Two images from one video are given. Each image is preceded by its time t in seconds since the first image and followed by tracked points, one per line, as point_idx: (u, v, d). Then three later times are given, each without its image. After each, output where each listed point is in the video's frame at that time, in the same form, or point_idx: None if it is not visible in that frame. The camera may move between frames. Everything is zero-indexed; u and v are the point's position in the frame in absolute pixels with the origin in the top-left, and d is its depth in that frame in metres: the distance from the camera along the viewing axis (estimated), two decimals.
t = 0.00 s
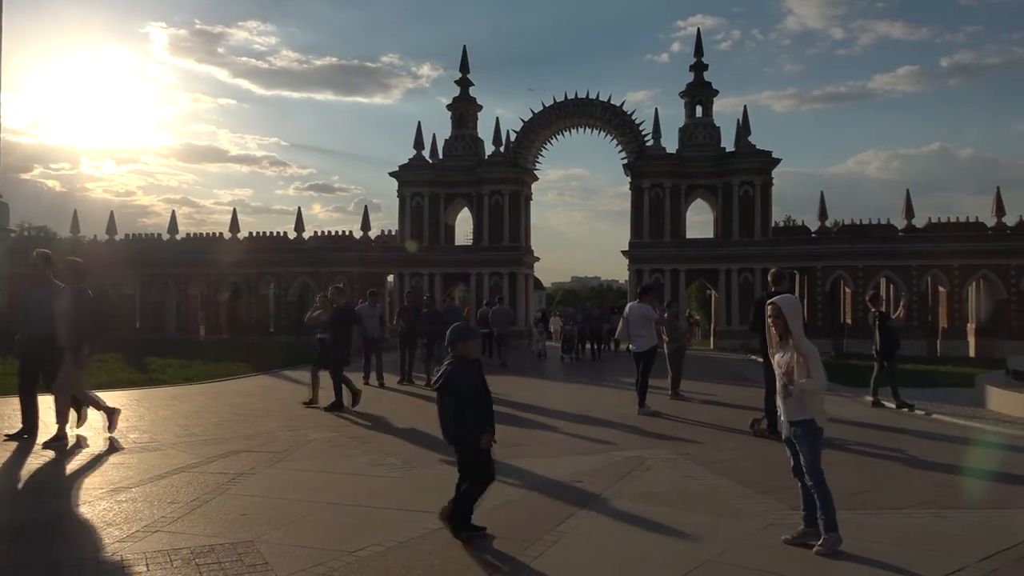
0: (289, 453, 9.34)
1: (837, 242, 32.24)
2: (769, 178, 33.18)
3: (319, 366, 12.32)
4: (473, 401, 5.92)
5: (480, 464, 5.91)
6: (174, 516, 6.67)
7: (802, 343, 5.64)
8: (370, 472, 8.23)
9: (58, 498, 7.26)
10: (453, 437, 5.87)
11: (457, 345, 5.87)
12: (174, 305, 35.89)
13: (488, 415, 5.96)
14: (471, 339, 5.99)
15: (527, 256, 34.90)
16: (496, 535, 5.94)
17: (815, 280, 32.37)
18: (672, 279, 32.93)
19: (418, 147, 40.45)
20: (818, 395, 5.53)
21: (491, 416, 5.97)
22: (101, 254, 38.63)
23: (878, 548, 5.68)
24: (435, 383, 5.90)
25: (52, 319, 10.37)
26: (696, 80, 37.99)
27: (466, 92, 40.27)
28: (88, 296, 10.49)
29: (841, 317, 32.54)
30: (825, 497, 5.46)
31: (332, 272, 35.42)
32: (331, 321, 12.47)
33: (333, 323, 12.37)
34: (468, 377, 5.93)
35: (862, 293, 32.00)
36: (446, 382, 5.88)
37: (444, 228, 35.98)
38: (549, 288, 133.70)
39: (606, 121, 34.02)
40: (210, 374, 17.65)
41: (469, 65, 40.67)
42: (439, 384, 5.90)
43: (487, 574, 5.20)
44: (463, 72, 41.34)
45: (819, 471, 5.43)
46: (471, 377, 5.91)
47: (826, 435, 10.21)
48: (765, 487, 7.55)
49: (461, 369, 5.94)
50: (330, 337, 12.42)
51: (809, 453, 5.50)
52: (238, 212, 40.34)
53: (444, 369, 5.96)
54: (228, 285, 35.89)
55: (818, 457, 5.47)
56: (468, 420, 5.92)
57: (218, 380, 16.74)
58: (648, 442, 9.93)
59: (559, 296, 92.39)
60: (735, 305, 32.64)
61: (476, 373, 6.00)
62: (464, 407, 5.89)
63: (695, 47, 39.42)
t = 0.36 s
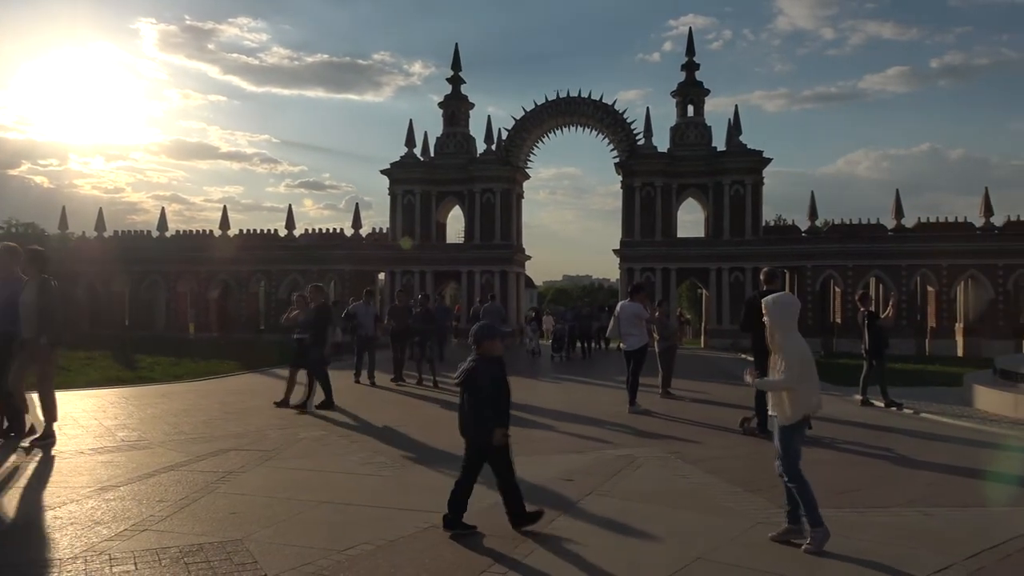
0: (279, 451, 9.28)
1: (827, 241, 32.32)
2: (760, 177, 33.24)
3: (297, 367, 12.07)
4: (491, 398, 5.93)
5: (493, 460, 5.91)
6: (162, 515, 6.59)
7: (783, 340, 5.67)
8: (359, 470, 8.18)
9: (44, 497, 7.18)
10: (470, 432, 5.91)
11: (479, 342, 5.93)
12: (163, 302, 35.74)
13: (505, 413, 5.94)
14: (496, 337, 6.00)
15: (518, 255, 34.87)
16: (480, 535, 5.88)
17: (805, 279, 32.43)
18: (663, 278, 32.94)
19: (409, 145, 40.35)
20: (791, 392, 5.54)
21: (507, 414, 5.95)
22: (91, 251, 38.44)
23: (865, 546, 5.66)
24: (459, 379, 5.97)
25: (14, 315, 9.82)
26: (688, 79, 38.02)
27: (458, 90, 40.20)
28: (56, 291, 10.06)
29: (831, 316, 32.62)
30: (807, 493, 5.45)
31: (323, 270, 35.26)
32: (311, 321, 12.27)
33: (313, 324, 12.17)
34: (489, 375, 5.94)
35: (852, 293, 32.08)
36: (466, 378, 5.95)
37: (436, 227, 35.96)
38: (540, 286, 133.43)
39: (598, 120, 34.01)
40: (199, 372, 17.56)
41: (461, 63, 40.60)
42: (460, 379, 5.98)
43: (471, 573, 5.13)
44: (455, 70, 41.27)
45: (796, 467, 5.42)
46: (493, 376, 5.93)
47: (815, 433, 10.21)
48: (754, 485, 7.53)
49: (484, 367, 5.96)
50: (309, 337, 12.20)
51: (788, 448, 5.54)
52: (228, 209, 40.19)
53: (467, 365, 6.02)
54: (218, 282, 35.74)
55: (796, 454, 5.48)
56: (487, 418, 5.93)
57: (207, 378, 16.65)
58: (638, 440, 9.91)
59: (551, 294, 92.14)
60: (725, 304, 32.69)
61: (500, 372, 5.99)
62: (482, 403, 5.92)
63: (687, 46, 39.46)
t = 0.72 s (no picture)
0: (269, 450, 9.22)
1: (818, 240, 32.40)
2: (751, 177, 33.31)
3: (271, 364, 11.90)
4: (518, 394, 5.98)
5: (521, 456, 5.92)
6: (150, 515, 6.53)
7: (764, 338, 5.75)
8: (351, 469, 8.15)
9: (33, 497, 7.11)
10: (498, 429, 5.94)
11: (502, 340, 6.00)
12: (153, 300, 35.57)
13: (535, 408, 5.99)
14: (519, 335, 6.07)
15: (509, 253, 34.83)
16: (468, 533, 5.85)
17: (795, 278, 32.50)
18: (654, 276, 32.93)
19: (401, 143, 40.27)
20: (764, 387, 5.58)
21: (538, 408, 5.99)
22: (80, 248, 38.27)
23: (853, 544, 5.65)
24: (484, 379, 6.03)
25: None
26: (679, 78, 38.08)
27: (449, 89, 40.15)
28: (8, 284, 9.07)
29: (820, 314, 32.73)
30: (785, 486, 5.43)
31: (314, 268, 35.14)
32: (286, 320, 12.06)
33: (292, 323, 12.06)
34: (515, 372, 6.00)
35: (842, 292, 32.16)
36: (491, 376, 6.00)
37: (427, 225, 35.93)
38: (531, 285, 133.08)
39: (590, 119, 34.02)
40: (189, 370, 17.46)
41: (453, 62, 40.55)
42: (484, 378, 6.04)
43: (459, 573, 5.09)
44: (447, 68, 41.20)
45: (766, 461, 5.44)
46: (519, 372, 5.99)
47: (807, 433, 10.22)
48: (744, 484, 7.52)
49: (509, 365, 6.02)
50: (284, 335, 12.02)
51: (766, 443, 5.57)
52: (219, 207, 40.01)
53: (491, 365, 6.09)
54: (208, 280, 35.62)
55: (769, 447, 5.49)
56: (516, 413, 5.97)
57: (196, 376, 16.55)
58: (629, 439, 9.89)
59: (542, 293, 91.73)
60: (716, 303, 32.73)
61: (524, 369, 6.06)
62: (510, 399, 5.97)
63: (678, 45, 39.51)
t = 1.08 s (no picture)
0: (257, 449, 9.17)
1: (808, 239, 32.47)
2: (742, 176, 33.37)
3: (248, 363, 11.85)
4: (538, 390, 6.05)
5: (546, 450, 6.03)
6: (139, 515, 6.47)
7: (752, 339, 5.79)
8: (341, 469, 8.10)
9: (20, 497, 7.04)
10: (519, 425, 5.99)
11: (519, 338, 6.03)
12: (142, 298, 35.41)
13: (555, 402, 6.07)
14: (534, 333, 6.11)
15: (501, 253, 34.80)
16: (459, 533, 5.82)
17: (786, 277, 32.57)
18: (645, 275, 32.96)
19: (392, 142, 40.16)
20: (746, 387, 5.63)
21: (559, 402, 6.08)
22: (69, 247, 38.06)
23: (844, 542, 5.64)
24: (500, 378, 6.07)
25: None
26: (671, 78, 38.12)
27: (441, 87, 40.08)
28: None
29: (811, 313, 32.80)
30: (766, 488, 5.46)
31: (304, 267, 35.01)
32: (260, 317, 11.96)
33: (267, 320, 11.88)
34: (532, 369, 6.05)
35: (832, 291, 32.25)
36: (509, 374, 6.04)
37: (419, 224, 35.87)
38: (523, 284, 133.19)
39: (581, 118, 34.02)
40: (179, 369, 17.37)
41: (444, 60, 40.51)
42: (500, 376, 6.07)
43: (448, 572, 5.06)
44: (438, 67, 41.11)
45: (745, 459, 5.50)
46: (538, 369, 6.05)
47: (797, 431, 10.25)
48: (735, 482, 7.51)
49: (526, 362, 6.08)
50: (261, 332, 11.94)
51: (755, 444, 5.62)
52: (209, 205, 39.84)
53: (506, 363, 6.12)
54: (198, 278, 35.49)
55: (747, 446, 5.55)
56: (537, 408, 6.06)
57: (186, 376, 16.45)
58: (620, 438, 9.88)
59: (534, 292, 91.58)
60: (707, 302, 32.77)
61: (540, 365, 6.12)
62: (530, 396, 6.04)
63: (670, 45, 39.55)
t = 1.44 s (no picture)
0: (247, 449, 9.11)
1: (799, 239, 32.52)
2: (733, 176, 33.40)
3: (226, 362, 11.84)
4: (556, 392, 6.05)
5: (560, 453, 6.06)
6: (128, 515, 6.41)
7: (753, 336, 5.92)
8: (331, 468, 8.04)
9: (7, 497, 6.97)
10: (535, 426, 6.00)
11: (539, 342, 6.03)
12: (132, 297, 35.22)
13: (572, 406, 6.09)
14: (552, 337, 6.10)
15: (493, 252, 34.75)
16: (449, 533, 5.79)
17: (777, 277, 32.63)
18: (637, 275, 32.96)
19: (384, 140, 40.06)
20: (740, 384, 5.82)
21: (575, 407, 6.08)
22: (59, 246, 37.83)
23: (834, 540, 5.63)
24: (521, 381, 6.07)
25: None
26: (663, 78, 38.13)
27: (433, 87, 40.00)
28: None
29: (802, 313, 32.87)
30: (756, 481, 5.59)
31: (296, 266, 34.89)
32: (239, 315, 11.89)
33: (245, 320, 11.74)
34: (551, 373, 6.05)
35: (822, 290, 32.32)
36: (528, 376, 6.04)
37: (410, 223, 35.79)
38: (515, 283, 132.88)
39: (573, 117, 34.00)
40: (169, 369, 17.27)
41: (436, 60, 40.43)
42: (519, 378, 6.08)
43: (439, 572, 5.02)
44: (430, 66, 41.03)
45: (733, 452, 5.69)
46: (557, 373, 6.04)
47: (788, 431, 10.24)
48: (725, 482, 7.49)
49: (546, 366, 6.07)
50: (240, 333, 11.83)
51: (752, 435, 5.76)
52: (200, 204, 39.65)
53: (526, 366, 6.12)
54: (188, 277, 35.34)
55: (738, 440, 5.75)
56: (554, 411, 6.06)
57: (176, 375, 16.37)
58: (611, 437, 9.86)
59: (526, 291, 91.05)
60: (699, 301, 32.79)
61: (558, 368, 6.12)
62: (550, 401, 6.03)
63: (662, 45, 39.55)
